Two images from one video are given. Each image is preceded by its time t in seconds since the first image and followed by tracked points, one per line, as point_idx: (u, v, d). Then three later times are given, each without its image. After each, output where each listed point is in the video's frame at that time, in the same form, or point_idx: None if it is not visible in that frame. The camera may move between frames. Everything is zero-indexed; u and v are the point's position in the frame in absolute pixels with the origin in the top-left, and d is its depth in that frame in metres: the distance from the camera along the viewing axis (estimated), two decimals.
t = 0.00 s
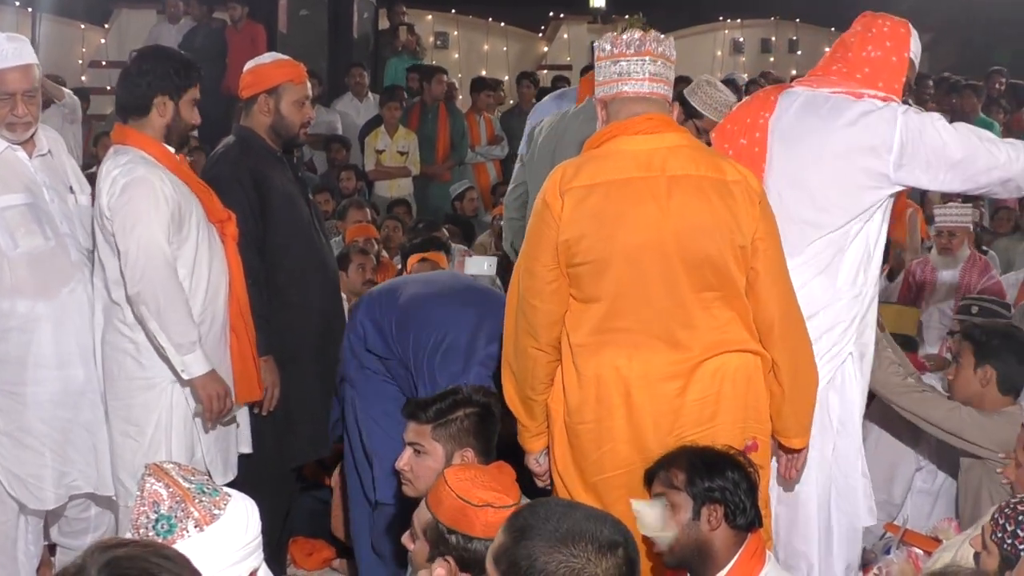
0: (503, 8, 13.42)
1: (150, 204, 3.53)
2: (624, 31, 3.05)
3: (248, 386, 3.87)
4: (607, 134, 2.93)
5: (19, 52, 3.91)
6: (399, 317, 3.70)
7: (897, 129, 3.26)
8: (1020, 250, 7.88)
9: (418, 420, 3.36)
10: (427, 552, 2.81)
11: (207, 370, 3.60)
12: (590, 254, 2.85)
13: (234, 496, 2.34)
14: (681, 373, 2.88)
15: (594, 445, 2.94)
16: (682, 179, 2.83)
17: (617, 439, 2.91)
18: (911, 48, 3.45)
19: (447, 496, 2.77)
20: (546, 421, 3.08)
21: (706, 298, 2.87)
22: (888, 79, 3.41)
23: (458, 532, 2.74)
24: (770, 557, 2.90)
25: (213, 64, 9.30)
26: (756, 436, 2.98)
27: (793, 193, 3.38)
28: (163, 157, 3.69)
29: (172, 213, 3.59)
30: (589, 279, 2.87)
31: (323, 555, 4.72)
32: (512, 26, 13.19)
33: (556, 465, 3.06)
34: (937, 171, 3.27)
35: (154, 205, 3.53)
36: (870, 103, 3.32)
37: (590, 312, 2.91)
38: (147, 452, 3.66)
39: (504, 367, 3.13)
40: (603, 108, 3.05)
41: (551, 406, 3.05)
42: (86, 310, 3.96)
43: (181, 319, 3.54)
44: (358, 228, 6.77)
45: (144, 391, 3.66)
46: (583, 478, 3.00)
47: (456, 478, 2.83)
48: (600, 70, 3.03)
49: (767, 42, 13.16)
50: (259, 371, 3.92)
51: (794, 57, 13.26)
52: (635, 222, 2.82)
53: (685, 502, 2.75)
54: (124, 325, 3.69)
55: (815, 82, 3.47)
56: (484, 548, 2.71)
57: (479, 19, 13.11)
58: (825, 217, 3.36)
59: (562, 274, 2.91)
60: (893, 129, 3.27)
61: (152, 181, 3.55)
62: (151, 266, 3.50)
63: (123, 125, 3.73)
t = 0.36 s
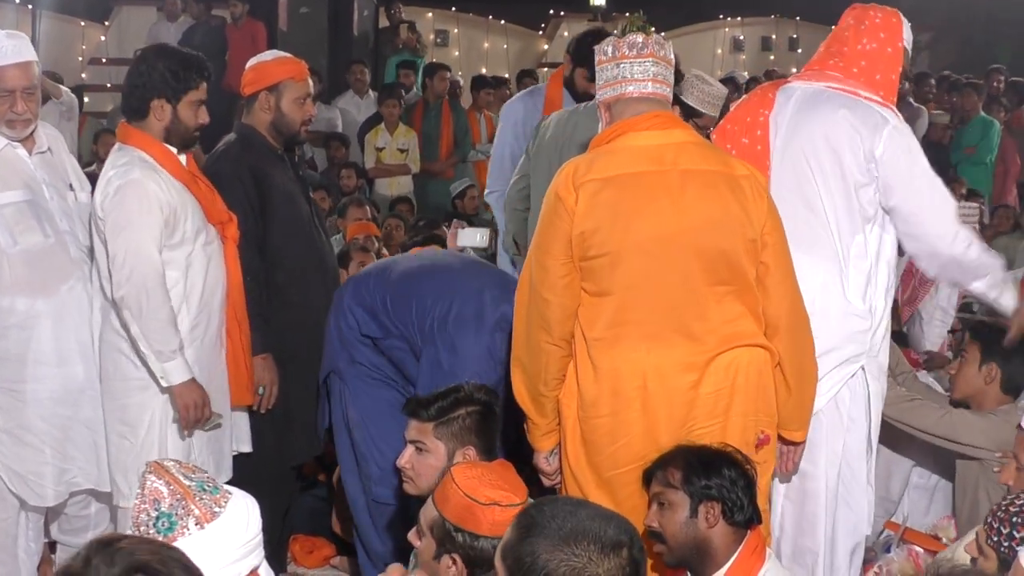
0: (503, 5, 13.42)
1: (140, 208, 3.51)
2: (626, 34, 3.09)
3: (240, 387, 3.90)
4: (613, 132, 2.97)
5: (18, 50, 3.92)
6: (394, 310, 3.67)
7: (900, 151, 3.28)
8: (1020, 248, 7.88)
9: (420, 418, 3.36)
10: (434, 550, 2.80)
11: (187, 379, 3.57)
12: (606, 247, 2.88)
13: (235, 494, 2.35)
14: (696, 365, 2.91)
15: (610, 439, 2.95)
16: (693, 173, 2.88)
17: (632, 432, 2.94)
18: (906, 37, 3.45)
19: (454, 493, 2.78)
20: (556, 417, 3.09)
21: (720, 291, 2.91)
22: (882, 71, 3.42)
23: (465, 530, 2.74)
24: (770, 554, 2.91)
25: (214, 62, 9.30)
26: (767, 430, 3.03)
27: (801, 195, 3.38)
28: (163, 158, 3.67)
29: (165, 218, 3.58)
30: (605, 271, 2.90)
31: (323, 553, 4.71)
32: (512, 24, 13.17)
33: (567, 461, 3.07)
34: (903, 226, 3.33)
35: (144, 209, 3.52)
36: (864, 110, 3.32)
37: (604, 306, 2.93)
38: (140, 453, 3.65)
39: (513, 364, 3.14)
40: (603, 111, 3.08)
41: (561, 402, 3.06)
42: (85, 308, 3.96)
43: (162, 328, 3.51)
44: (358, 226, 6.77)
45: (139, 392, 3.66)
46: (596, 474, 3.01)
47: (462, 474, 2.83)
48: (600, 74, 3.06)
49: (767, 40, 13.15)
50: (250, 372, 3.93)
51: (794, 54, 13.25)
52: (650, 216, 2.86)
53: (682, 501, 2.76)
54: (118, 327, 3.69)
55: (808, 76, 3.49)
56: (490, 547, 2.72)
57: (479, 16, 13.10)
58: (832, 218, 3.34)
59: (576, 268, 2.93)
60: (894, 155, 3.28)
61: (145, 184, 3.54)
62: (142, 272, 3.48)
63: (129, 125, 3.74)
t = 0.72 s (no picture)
0: (504, 3, 13.40)
1: (136, 201, 3.49)
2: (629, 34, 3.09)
3: (230, 390, 3.88)
4: (620, 128, 2.99)
5: (15, 46, 3.91)
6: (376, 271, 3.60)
7: (900, 172, 3.23)
8: (1021, 247, 7.87)
9: (417, 415, 3.35)
10: (432, 549, 2.80)
11: (178, 371, 3.54)
12: (614, 241, 2.89)
13: (232, 491, 2.34)
14: (703, 358, 2.92)
15: (618, 435, 2.95)
16: (700, 169, 2.91)
17: (640, 427, 2.94)
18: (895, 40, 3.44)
19: (452, 492, 2.78)
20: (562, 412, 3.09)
21: (726, 285, 2.92)
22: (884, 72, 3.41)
23: (462, 529, 2.74)
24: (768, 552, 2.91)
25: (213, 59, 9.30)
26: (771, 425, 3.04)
27: (807, 201, 3.32)
28: (162, 154, 3.66)
29: (160, 212, 3.56)
30: (613, 264, 2.91)
31: (322, 551, 4.70)
32: (513, 21, 13.17)
33: (573, 456, 3.07)
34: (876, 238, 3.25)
35: (141, 204, 3.50)
36: (877, 112, 3.27)
37: (610, 300, 2.93)
38: (131, 450, 3.64)
39: (519, 359, 3.15)
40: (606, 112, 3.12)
41: (567, 397, 3.07)
42: (82, 305, 3.96)
43: (154, 319, 3.50)
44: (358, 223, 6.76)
45: (130, 388, 3.64)
46: (602, 468, 3.01)
47: (460, 473, 2.84)
48: (604, 74, 3.07)
49: (767, 39, 13.13)
50: (240, 374, 3.92)
51: (794, 54, 13.27)
52: (659, 210, 2.88)
53: (680, 500, 2.76)
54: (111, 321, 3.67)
55: (807, 75, 3.45)
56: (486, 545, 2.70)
57: (480, 14, 13.07)
58: (843, 223, 3.29)
59: (585, 262, 2.94)
60: (898, 175, 3.23)
61: (142, 178, 3.51)
62: (135, 266, 3.47)
63: (129, 120, 3.73)
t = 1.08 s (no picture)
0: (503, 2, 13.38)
1: (132, 194, 3.49)
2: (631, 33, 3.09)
3: (228, 388, 3.84)
4: (623, 127, 3.00)
5: (14, 45, 3.91)
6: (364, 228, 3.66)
7: (929, 178, 3.32)
8: (1019, 246, 7.87)
9: (417, 415, 3.36)
10: (431, 548, 2.80)
11: (178, 361, 3.53)
12: (620, 236, 2.90)
13: (231, 490, 2.35)
14: (710, 352, 2.92)
15: (624, 431, 2.95)
16: (705, 167, 2.92)
17: (646, 422, 2.93)
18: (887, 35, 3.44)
19: (450, 492, 2.78)
20: (568, 409, 3.09)
21: (731, 280, 2.93)
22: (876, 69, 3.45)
23: (460, 530, 2.74)
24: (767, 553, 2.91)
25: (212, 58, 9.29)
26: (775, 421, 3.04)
27: (837, 206, 3.30)
28: (162, 150, 3.66)
29: (156, 206, 3.55)
30: (619, 260, 2.91)
31: (321, 551, 4.70)
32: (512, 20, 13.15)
33: (580, 453, 3.07)
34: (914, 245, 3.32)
35: (137, 198, 3.49)
36: (906, 114, 3.31)
37: (616, 295, 2.94)
38: (128, 449, 3.64)
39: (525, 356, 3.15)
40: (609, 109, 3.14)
41: (571, 394, 3.07)
42: (81, 304, 3.95)
43: (150, 311, 3.49)
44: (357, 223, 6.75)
45: (127, 385, 3.64)
46: (610, 465, 3.00)
47: (458, 473, 2.84)
48: (606, 73, 3.07)
49: (766, 39, 13.12)
50: (239, 371, 3.90)
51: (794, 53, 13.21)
52: (664, 206, 2.88)
53: (681, 498, 2.76)
54: (110, 315, 3.66)
55: (817, 72, 3.42)
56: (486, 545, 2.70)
57: (479, 14, 13.04)
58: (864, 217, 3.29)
59: (592, 257, 2.95)
60: (927, 178, 3.32)
61: (138, 172, 3.51)
62: (133, 258, 3.47)
63: (128, 118, 3.73)
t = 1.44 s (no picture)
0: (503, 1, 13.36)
1: (124, 199, 3.47)
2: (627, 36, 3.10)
3: (228, 389, 3.84)
4: (621, 128, 3.00)
5: (13, 46, 3.90)
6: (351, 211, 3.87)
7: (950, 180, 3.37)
8: (1018, 245, 7.85)
9: (417, 414, 3.36)
10: (432, 549, 2.80)
11: (169, 369, 3.52)
12: (622, 236, 2.89)
13: (233, 490, 2.34)
14: (712, 351, 2.93)
15: (629, 430, 2.95)
16: (704, 166, 2.92)
17: (650, 421, 2.93)
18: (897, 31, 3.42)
19: (450, 493, 2.78)
20: (572, 408, 3.09)
21: (733, 278, 2.93)
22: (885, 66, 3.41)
23: (460, 530, 2.73)
24: (769, 552, 2.91)
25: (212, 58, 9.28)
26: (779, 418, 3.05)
27: (864, 215, 3.27)
28: (157, 153, 3.65)
29: (149, 211, 3.53)
30: (620, 259, 2.91)
31: (321, 550, 4.70)
32: (512, 20, 13.13)
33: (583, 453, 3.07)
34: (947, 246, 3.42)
35: (131, 202, 3.48)
36: (929, 116, 3.31)
37: (617, 295, 2.93)
38: (124, 449, 3.62)
39: (529, 357, 3.15)
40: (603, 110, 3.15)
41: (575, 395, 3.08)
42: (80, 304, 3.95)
43: (142, 317, 3.47)
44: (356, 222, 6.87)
45: (124, 387, 3.63)
46: (614, 466, 3.00)
47: (459, 473, 2.84)
48: (602, 76, 3.08)
49: (767, 38, 13.09)
50: (238, 372, 3.89)
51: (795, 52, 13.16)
52: (665, 206, 2.88)
53: (682, 497, 2.76)
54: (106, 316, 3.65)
55: (835, 71, 3.37)
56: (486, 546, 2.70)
57: (479, 13, 13.01)
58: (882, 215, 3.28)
59: (593, 258, 2.95)
60: (947, 179, 3.37)
61: (130, 176, 3.50)
62: (125, 264, 3.45)
63: (123, 121, 3.72)
